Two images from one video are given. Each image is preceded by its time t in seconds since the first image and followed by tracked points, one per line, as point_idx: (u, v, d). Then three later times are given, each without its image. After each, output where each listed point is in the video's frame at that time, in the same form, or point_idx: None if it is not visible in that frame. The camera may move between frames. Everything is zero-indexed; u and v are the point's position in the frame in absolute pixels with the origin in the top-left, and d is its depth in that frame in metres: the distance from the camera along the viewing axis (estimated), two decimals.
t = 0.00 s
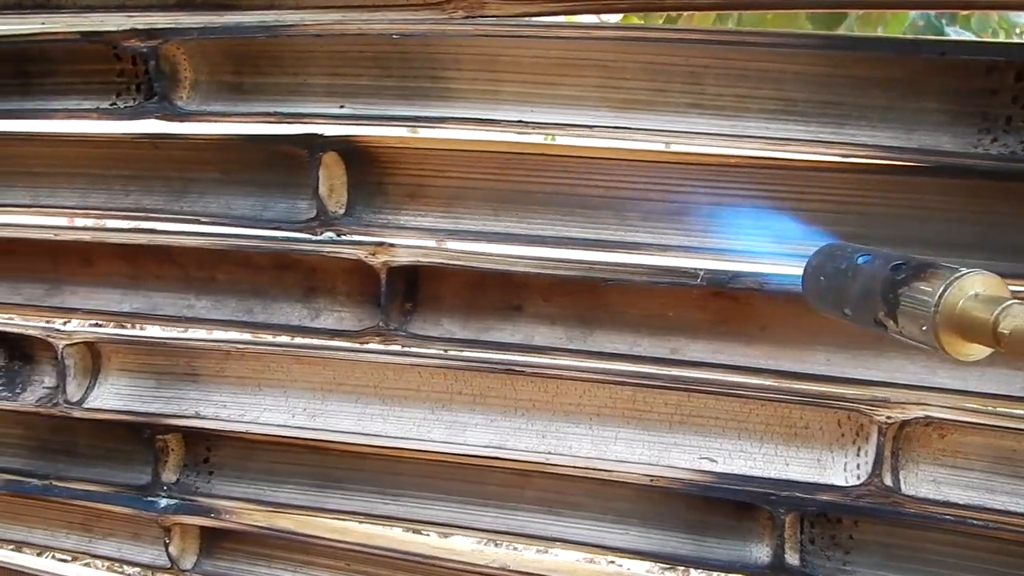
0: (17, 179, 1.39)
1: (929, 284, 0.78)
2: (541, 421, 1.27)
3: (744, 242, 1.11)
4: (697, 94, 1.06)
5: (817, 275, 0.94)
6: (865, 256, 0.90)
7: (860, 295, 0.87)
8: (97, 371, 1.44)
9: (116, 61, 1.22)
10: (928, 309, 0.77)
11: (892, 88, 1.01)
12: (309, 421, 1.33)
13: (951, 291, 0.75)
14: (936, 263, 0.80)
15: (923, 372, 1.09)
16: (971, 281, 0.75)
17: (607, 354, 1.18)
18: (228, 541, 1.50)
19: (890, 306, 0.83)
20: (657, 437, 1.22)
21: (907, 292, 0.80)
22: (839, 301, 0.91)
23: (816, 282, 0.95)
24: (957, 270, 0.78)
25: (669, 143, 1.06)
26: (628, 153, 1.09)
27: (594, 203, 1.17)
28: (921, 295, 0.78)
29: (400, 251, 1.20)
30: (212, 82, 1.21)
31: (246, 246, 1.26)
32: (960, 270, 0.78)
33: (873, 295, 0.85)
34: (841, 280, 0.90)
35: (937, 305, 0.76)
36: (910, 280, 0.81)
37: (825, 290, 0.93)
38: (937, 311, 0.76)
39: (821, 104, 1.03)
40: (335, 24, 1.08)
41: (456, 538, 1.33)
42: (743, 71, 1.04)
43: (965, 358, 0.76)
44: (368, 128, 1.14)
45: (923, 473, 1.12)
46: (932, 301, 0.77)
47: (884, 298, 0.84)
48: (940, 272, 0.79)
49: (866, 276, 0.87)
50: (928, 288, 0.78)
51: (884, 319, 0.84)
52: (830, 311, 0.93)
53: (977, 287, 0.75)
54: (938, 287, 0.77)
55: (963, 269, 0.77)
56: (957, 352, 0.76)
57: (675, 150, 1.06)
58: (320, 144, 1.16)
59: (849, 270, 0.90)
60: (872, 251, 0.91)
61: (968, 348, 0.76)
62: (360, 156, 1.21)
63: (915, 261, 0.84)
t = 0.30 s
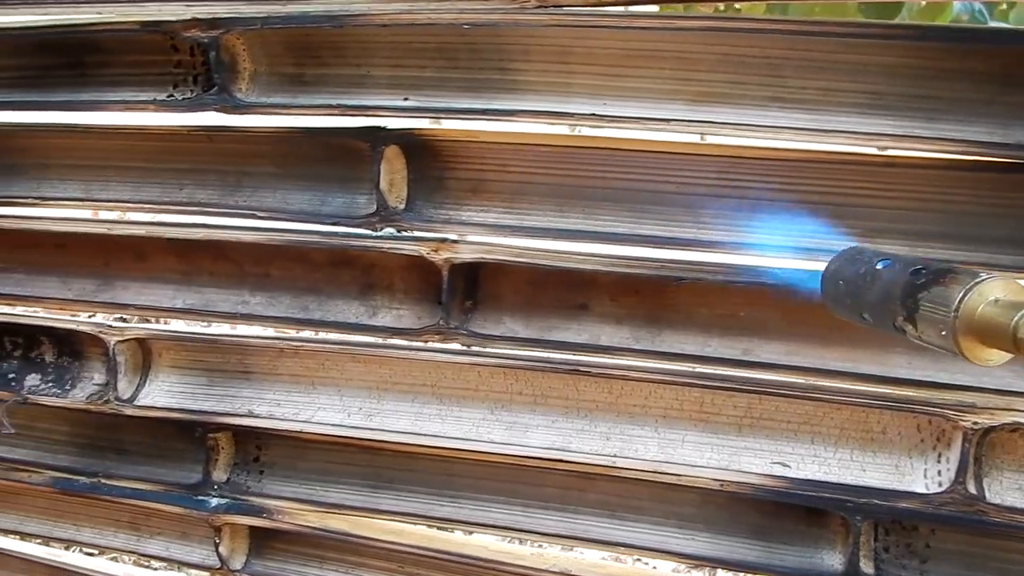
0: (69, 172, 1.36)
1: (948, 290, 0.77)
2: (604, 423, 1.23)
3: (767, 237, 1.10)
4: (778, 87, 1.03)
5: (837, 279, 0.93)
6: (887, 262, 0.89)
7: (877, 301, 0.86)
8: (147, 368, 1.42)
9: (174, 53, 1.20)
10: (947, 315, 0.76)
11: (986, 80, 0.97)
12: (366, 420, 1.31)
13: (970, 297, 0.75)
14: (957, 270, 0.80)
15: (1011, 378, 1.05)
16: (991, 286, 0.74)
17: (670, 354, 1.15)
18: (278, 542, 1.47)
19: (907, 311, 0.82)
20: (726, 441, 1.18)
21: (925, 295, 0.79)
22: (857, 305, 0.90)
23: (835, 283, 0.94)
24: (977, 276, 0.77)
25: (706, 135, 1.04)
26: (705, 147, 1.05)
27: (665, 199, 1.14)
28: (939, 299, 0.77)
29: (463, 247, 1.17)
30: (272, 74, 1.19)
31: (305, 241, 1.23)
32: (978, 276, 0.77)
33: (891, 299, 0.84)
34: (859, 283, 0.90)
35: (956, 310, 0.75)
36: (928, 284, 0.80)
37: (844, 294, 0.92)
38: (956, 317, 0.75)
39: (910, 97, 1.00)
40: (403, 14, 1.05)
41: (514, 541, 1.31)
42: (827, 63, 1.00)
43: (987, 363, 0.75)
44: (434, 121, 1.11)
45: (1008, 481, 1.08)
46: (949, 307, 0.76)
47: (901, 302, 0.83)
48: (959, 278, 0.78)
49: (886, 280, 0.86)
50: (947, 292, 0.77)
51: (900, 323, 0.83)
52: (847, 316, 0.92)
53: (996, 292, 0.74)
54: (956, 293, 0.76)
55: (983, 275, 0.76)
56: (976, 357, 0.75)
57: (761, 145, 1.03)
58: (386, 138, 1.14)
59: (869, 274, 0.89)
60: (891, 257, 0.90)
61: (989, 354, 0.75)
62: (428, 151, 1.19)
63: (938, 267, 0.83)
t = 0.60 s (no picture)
0: (104, 167, 1.34)
1: (963, 289, 0.74)
2: (654, 425, 1.20)
3: (778, 231, 1.08)
4: (846, 81, 1.01)
5: (849, 277, 0.90)
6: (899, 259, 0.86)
7: (890, 300, 0.83)
8: (183, 369, 1.39)
9: (213, 45, 1.18)
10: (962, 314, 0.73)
11: None
12: (407, 422, 1.27)
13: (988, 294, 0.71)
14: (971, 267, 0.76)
15: None
16: (1007, 284, 0.71)
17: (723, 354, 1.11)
18: (315, 545, 1.44)
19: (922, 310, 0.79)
20: (783, 445, 1.15)
21: (941, 294, 0.76)
22: (870, 304, 0.87)
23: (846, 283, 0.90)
24: (991, 274, 0.74)
25: (731, 128, 1.03)
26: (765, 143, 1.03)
27: (721, 196, 1.10)
28: (955, 298, 0.74)
29: (512, 245, 1.14)
30: (316, 68, 1.16)
31: (345, 239, 1.19)
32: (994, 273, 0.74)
33: (905, 298, 0.81)
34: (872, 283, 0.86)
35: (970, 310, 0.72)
36: (945, 283, 0.77)
37: (856, 292, 0.88)
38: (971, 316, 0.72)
39: (983, 89, 0.97)
40: (455, 4, 1.02)
41: (563, 546, 1.27)
42: (895, 54, 0.98)
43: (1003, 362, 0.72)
44: (483, 116, 1.08)
45: None
46: (967, 305, 0.72)
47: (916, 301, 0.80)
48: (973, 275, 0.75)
49: (900, 279, 0.82)
50: (962, 291, 0.74)
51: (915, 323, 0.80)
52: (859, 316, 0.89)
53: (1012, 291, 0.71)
54: (972, 291, 0.73)
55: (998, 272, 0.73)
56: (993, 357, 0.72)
57: (823, 141, 1.01)
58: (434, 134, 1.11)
59: (882, 273, 0.85)
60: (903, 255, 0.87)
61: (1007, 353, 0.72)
62: (474, 146, 1.15)
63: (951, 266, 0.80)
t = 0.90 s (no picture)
0: (132, 169, 1.32)
1: (941, 298, 0.73)
2: (693, 432, 1.18)
3: (764, 234, 1.07)
4: (894, 82, 0.98)
5: (836, 288, 0.90)
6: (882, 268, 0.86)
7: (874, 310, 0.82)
8: (211, 373, 1.38)
9: (245, 46, 1.16)
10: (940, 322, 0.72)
11: None
12: (440, 429, 1.26)
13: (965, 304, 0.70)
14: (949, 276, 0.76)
15: None
16: (987, 293, 0.70)
17: (762, 360, 1.10)
18: (344, 551, 1.43)
19: (901, 319, 0.79)
20: (825, 452, 1.13)
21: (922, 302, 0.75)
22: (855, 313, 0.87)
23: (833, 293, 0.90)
24: (971, 283, 0.73)
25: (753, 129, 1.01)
26: (815, 146, 1.00)
27: (763, 199, 1.08)
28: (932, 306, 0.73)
29: (550, 250, 1.12)
30: (350, 70, 1.14)
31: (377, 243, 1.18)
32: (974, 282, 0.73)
33: (886, 307, 0.81)
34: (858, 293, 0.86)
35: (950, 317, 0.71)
36: (923, 292, 0.76)
37: (844, 301, 0.88)
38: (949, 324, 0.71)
39: None
40: (497, 6, 1.00)
41: (599, 553, 1.25)
42: (947, 56, 0.95)
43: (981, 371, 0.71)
44: (521, 117, 1.07)
45: None
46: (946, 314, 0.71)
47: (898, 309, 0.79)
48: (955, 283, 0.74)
49: (882, 288, 0.82)
50: (941, 300, 0.73)
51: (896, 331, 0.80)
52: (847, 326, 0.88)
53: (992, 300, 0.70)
54: (950, 301, 0.72)
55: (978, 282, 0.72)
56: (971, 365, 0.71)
57: (870, 144, 0.98)
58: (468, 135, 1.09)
59: (865, 282, 0.85)
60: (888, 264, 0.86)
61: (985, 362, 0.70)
62: (511, 147, 1.12)
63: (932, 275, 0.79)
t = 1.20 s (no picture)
0: (136, 171, 1.30)
1: (944, 293, 0.70)
2: (709, 440, 1.16)
3: (763, 238, 1.06)
4: (918, 85, 0.96)
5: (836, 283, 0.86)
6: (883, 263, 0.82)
7: (874, 305, 0.79)
8: (216, 378, 1.36)
9: (253, 46, 1.14)
10: (944, 317, 0.69)
11: None
12: (450, 436, 1.24)
13: (968, 300, 0.67)
14: (953, 270, 0.72)
15: None
16: (990, 287, 0.67)
17: (780, 368, 1.08)
18: (350, 559, 1.41)
19: (902, 315, 0.75)
20: (843, 461, 1.11)
21: (923, 296, 0.72)
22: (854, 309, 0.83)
23: (832, 287, 0.87)
24: (974, 278, 0.70)
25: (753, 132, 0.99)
26: (836, 150, 0.98)
27: (780, 204, 1.06)
28: (936, 301, 0.70)
29: (564, 256, 1.09)
30: (361, 72, 1.12)
31: (387, 247, 1.16)
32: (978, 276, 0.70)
33: (887, 302, 0.77)
34: (857, 288, 0.83)
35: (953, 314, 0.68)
36: (926, 287, 0.72)
37: (843, 297, 0.84)
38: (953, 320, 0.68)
39: None
40: (512, 7, 0.98)
41: (611, 563, 1.23)
42: (972, 60, 0.94)
43: (984, 367, 0.68)
44: (535, 122, 1.04)
45: None
46: (948, 309, 0.68)
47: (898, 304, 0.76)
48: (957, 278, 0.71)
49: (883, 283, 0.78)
50: (944, 295, 0.70)
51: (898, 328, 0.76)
52: (847, 321, 0.85)
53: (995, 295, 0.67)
54: (953, 295, 0.69)
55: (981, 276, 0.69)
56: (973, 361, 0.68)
57: (895, 148, 0.96)
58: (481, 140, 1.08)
59: (865, 276, 0.81)
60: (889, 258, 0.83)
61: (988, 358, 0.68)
62: (525, 153, 1.11)
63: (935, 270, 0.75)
